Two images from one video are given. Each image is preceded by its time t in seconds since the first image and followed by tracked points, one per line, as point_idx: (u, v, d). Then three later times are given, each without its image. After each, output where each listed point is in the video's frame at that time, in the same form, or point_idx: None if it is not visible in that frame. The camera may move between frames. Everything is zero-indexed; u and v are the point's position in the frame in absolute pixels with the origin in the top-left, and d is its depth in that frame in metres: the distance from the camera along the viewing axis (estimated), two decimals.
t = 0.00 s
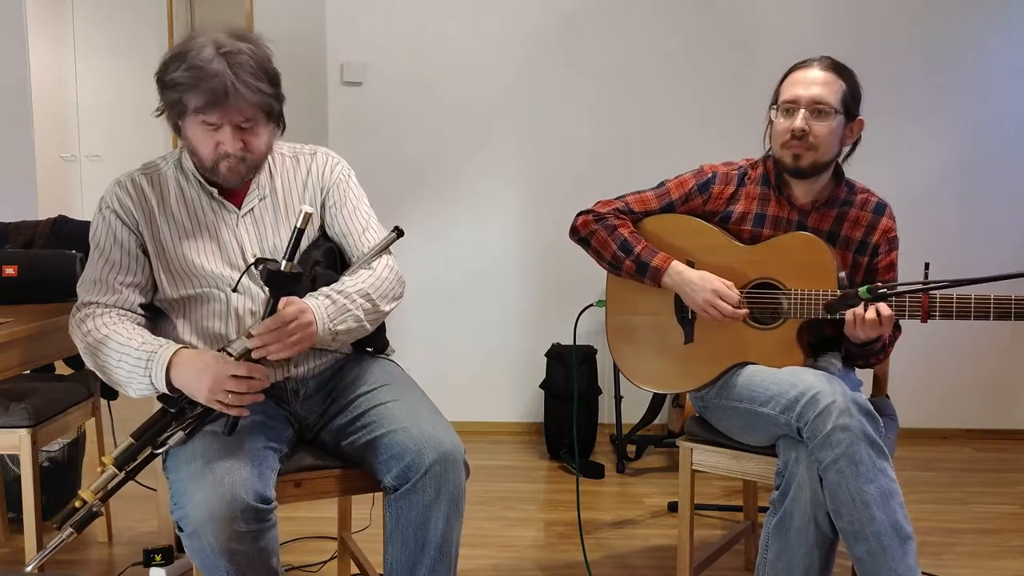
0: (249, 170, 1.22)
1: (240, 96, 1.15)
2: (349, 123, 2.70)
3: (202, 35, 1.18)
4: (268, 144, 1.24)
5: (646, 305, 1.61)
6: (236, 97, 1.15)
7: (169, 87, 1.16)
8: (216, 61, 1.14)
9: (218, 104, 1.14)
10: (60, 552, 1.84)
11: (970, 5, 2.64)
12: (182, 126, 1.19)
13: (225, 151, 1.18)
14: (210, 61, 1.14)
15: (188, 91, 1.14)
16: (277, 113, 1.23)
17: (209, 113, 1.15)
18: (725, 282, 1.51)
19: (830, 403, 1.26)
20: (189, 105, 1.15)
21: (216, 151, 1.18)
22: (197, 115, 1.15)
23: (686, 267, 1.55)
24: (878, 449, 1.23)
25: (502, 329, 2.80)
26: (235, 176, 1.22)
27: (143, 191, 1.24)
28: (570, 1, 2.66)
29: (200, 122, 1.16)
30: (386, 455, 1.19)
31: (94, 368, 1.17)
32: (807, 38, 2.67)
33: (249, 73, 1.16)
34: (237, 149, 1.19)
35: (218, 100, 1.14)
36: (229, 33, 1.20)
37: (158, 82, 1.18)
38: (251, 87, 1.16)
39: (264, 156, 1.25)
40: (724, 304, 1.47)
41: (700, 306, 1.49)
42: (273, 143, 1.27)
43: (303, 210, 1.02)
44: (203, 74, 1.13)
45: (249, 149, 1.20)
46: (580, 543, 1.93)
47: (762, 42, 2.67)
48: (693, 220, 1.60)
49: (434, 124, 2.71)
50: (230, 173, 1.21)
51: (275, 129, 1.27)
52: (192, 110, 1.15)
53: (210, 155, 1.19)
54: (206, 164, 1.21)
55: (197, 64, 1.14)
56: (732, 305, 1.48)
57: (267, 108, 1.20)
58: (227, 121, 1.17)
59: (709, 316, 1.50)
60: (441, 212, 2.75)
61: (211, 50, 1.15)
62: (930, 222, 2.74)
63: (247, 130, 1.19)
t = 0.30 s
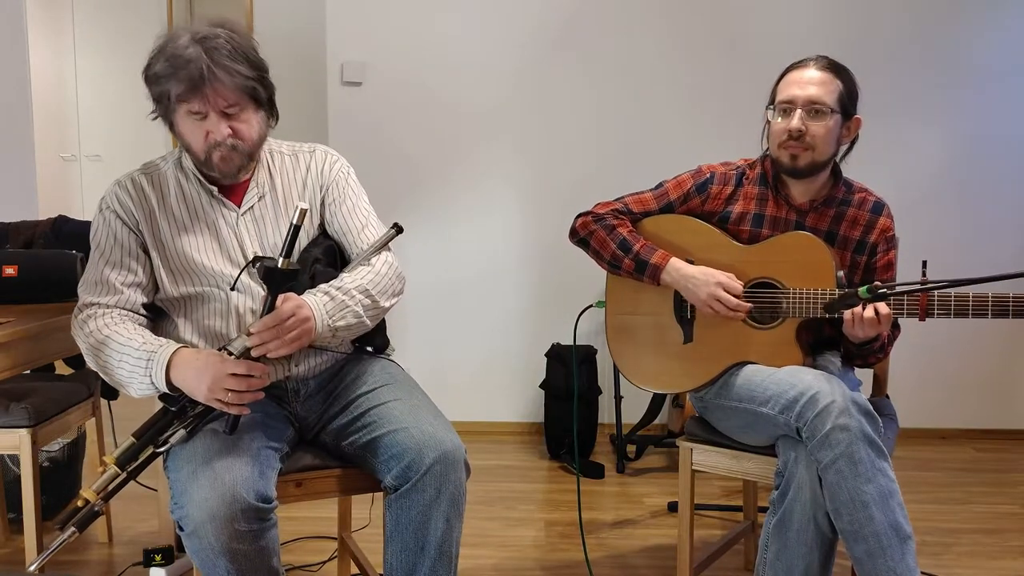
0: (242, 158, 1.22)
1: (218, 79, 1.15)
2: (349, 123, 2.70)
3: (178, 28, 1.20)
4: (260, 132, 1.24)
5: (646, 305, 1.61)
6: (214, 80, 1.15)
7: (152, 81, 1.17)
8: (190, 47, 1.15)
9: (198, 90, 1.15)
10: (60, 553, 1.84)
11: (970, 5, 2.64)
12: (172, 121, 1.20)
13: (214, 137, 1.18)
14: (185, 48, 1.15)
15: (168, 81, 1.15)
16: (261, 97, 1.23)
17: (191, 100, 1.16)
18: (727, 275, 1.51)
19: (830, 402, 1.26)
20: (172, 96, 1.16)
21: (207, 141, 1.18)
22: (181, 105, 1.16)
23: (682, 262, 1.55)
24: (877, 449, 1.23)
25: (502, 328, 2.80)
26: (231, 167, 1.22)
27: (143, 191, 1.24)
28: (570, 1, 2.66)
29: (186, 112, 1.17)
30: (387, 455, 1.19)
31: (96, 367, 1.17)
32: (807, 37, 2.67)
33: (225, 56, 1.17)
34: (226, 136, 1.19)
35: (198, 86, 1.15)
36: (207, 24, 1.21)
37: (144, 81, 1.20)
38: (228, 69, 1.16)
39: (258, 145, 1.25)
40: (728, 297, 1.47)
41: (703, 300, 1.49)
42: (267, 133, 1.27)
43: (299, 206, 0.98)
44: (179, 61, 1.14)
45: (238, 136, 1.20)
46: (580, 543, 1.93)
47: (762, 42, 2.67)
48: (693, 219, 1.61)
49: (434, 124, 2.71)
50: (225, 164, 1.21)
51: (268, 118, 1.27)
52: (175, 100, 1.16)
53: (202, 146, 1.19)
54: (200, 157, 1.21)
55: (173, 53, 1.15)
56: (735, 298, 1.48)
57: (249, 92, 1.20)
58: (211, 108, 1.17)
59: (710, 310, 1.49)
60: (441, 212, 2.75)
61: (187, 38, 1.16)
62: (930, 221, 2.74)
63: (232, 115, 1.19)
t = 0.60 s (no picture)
0: (240, 145, 1.22)
1: (211, 62, 1.18)
2: (349, 122, 2.70)
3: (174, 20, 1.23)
4: (257, 122, 1.25)
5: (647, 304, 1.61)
6: (208, 63, 1.18)
7: (150, 72, 1.20)
8: (184, 32, 1.17)
9: (192, 73, 1.17)
10: (60, 552, 1.84)
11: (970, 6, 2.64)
12: (171, 113, 1.22)
13: (211, 121, 1.19)
14: (179, 34, 1.17)
15: (164, 66, 1.17)
16: (256, 85, 1.25)
17: (187, 84, 1.18)
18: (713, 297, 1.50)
19: (830, 402, 1.26)
20: (168, 81, 1.18)
21: (204, 127, 1.19)
22: (177, 91, 1.18)
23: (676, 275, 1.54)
24: (877, 448, 1.24)
25: (501, 328, 2.80)
26: (228, 154, 1.22)
27: (144, 188, 1.24)
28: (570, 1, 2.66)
29: (182, 97, 1.19)
30: (388, 455, 1.19)
31: (97, 365, 1.17)
32: (806, 37, 2.67)
33: (218, 40, 1.19)
34: (222, 120, 1.19)
35: (192, 68, 1.17)
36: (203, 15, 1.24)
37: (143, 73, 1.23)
38: (222, 52, 1.18)
39: (255, 133, 1.26)
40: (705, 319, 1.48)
41: (683, 318, 1.50)
42: (263, 126, 1.28)
43: (296, 206, 0.98)
44: (173, 46, 1.17)
45: (235, 121, 1.21)
46: (580, 543, 1.93)
47: (762, 43, 2.67)
48: (692, 221, 1.60)
49: (434, 124, 2.71)
50: (222, 151, 1.21)
51: (265, 112, 1.29)
52: (171, 85, 1.18)
53: (199, 134, 1.20)
54: (197, 146, 1.22)
55: (167, 39, 1.17)
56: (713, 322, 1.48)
57: (243, 76, 1.21)
58: (206, 91, 1.19)
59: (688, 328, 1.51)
60: (441, 212, 2.75)
61: (182, 25, 1.19)
62: (930, 221, 2.74)
63: (228, 100, 1.21)
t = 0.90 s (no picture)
0: (241, 142, 1.22)
1: (215, 57, 1.18)
2: (349, 122, 2.70)
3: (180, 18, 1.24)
4: (259, 119, 1.25)
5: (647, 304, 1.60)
6: (212, 58, 1.18)
7: (153, 68, 1.21)
8: (188, 28, 1.18)
9: (196, 67, 1.17)
10: (60, 552, 1.84)
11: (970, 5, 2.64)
12: (173, 110, 1.22)
13: (214, 117, 1.19)
14: (184, 29, 1.18)
15: (168, 61, 1.18)
16: (259, 82, 1.25)
17: (190, 79, 1.18)
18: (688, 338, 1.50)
19: (830, 402, 1.26)
20: (172, 77, 1.18)
21: (206, 122, 1.20)
22: (181, 87, 1.18)
23: (656, 307, 1.54)
24: (877, 448, 1.24)
25: (501, 328, 2.80)
26: (230, 150, 1.22)
27: (145, 189, 1.25)
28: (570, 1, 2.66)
29: (185, 93, 1.19)
30: (390, 454, 1.19)
31: (99, 367, 1.17)
32: (805, 37, 2.67)
33: (223, 35, 1.19)
34: (225, 116, 1.20)
35: (196, 63, 1.17)
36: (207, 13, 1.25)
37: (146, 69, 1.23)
38: (226, 48, 1.19)
39: (258, 131, 1.26)
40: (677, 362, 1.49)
41: (657, 354, 1.52)
42: (265, 125, 1.28)
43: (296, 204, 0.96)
44: (176, 41, 1.17)
45: (237, 117, 1.21)
46: (580, 543, 1.93)
47: (762, 43, 2.67)
48: (693, 224, 1.59)
49: (434, 124, 2.71)
50: (223, 147, 1.21)
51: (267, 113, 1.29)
52: (175, 80, 1.18)
53: (201, 130, 1.20)
54: (198, 142, 1.21)
55: (173, 35, 1.18)
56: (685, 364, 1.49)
57: (247, 73, 1.22)
58: (209, 87, 1.19)
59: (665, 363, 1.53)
60: (441, 212, 2.75)
61: (189, 21, 1.20)
62: (930, 221, 2.74)
63: (231, 97, 1.21)
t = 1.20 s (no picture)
0: (247, 144, 1.23)
1: (229, 57, 1.19)
2: (348, 122, 2.70)
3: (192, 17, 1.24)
4: (265, 122, 1.26)
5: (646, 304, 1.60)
6: (225, 58, 1.19)
7: (163, 64, 1.21)
8: (203, 28, 1.19)
9: (208, 66, 1.18)
10: (60, 552, 1.84)
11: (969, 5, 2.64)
12: (180, 108, 1.22)
13: (222, 117, 1.20)
14: (198, 28, 1.19)
15: (179, 58, 1.18)
16: (268, 85, 1.26)
17: (201, 78, 1.18)
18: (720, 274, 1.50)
19: (828, 401, 1.26)
20: (182, 74, 1.18)
21: (213, 123, 1.20)
22: (191, 85, 1.19)
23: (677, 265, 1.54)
24: (875, 447, 1.24)
25: (501, 328, 2.80)
26: (235, 151, 1.22)
27: (145, 187, 1.25)
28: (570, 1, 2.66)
29: (195, 91, 1.19)
30: (388, 455, 1.19)
31: (98, 365, 1.17)
32: (805, 37, 2.67)
33: (236, 36, 1.20)
34: (233, 117, 1.20)
35: (209, 62, 1.18)
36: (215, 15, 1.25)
37: (154, 66, 1.23)
38: (240, 49, 1.20)
39: (263, 134, 1.26)
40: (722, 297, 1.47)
41: (697, 301, 1.49)
42: (271, 129, 1.29)
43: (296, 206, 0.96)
44: (190, 39, 1.18)
45: (246, 120, 1.22)
46: (580, 543, 1.93)
47: (762, 43, 2.67)
48: (695, 221, 1.60)
49: (434, 124, 2.71)
50: (229, 148, 1.21)
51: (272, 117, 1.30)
52: (186, 78, 1.18)
53: (207, 129, 1.20)
54: (203, 141, 1.21)
55: (186, 33, 1.18)
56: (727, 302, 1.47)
57: (258, 77, 1.23)
58: (220, 86, 1.19)
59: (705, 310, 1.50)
60: (441, 212, 2.75)
61: (202, 21, 1.20)
62: (929, 221, 2.74)
63: (241, 98, 1.22)
